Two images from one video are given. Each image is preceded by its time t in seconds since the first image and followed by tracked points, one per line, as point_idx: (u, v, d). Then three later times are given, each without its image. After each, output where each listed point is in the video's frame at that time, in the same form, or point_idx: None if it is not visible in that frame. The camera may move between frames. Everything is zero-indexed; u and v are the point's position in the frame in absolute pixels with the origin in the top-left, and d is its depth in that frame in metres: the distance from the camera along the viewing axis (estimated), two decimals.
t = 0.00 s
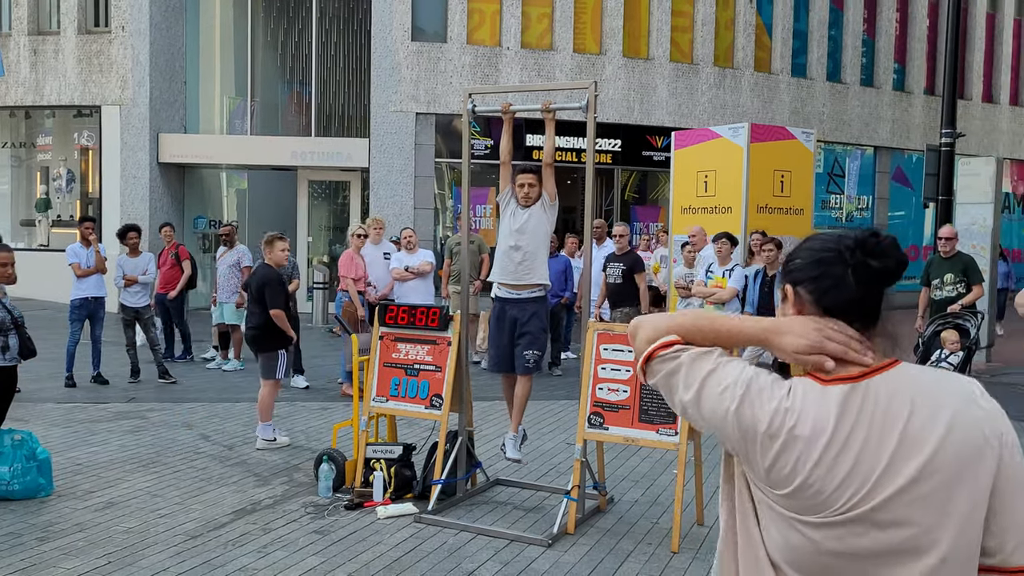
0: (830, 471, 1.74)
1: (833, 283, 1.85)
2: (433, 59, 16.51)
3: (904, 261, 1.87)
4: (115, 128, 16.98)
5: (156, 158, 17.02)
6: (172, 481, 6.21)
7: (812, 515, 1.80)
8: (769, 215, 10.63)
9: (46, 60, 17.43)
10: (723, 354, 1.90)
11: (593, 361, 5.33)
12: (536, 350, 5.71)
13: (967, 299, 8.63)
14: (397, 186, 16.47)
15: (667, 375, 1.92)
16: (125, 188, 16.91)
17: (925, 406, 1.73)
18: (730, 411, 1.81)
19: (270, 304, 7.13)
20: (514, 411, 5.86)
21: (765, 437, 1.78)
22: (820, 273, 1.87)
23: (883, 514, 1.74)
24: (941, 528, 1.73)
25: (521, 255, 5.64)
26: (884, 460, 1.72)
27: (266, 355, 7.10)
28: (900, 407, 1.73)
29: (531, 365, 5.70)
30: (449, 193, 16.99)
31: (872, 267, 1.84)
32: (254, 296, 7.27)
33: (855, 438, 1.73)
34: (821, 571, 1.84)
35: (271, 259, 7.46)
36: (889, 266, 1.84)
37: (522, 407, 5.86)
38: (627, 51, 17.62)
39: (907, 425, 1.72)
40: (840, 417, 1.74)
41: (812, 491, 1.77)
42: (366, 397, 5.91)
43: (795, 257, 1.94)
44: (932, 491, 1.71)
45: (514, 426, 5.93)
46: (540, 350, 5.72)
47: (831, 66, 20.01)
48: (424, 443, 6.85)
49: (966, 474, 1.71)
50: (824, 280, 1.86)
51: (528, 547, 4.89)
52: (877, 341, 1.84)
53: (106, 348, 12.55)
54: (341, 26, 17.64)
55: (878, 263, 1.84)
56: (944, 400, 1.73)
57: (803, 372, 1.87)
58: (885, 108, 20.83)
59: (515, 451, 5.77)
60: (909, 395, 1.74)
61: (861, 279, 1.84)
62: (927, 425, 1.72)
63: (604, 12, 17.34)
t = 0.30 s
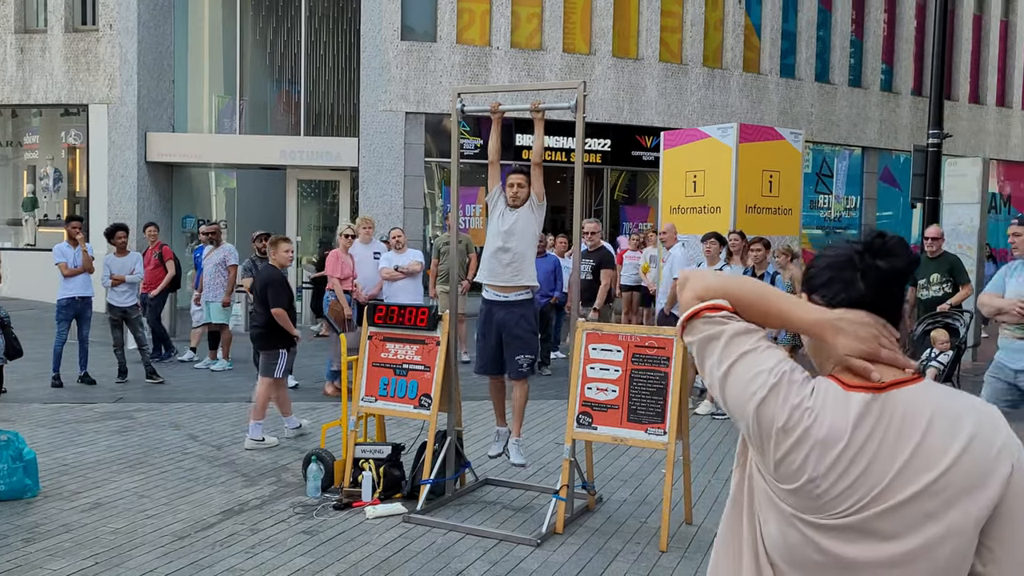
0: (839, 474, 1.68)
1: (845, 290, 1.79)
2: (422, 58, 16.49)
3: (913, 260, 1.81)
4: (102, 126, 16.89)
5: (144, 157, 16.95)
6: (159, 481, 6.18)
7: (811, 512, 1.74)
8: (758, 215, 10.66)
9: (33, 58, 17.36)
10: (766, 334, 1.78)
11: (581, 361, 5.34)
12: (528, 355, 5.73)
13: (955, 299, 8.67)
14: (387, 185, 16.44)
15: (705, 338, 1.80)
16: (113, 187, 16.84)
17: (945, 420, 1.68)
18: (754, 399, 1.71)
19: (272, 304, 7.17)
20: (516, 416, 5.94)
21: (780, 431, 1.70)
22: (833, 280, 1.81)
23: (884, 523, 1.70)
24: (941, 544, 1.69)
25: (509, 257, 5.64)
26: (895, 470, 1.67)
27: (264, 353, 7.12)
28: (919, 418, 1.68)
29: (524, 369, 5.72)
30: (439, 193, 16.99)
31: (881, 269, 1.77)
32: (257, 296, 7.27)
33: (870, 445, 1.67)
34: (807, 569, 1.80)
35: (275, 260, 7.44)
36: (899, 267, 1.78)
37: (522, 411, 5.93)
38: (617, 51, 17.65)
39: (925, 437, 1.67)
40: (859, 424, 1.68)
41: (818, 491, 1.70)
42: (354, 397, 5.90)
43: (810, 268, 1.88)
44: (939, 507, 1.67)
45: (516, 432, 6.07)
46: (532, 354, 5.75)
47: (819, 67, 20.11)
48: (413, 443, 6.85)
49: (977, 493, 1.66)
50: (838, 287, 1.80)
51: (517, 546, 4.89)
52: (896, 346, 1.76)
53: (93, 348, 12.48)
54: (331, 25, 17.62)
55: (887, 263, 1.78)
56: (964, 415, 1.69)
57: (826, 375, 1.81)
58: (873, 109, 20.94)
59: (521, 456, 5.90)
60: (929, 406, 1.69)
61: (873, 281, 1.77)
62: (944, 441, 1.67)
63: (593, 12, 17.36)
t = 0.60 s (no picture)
0: (850, 476, 1.63)
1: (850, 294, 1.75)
2: (412, 58, 16.46)
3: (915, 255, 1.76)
4: (90, 126, 16.78)
5: (132, 156, 16.86)
6: (147, 482, 6.15)
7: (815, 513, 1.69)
8: (747, 214, 10.69)
9: (20, 57, 17.25)
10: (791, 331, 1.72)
11: (571, 360, 5.35)
12: (516, 356, 5.73)
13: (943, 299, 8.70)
14: (377, 185, 16.42)
15: (726, 327, 1.73)
16: (101, 186, 16.73)
17: (956, 424, 1.64)
18: (772, 393, 1.66)
19: (280, 303, 7.28)
20: (513, 415, 5.95)
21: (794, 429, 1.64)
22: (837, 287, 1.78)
23: (887, 527, 1.65)
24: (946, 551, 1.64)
25: (496, 257, 5.63)
26: (905, 473, 1.62)
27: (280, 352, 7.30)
28: (930, 421, 1.64)
29: (513, 369, 5.72)
30: (430, 193, 16.98)
31: (885, 267, 1.73)
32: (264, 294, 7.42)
33: (882, 445, 1.62)
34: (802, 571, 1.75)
35: (278, 258, 7.52)
36: (903, 263, 1.73)
37: (520, 410, 5.95)
38: (607, 51, 17.67)
39: (937, 440, 1.63)
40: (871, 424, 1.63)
41: (825, 491, 1.65)
42: (344, 397, 5.89)
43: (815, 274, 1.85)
44: (944, 514, 1.63)
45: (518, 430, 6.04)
46: (519, 355, 5.75)
47: (808, 67, 20.19)
48: (403, 443, 6.84)
49: (986, 502, 1.63)
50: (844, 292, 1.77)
51: (507, 546, 4.89)
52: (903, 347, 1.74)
53: (81, 348, 12.41)
54: (321, 24, 17.59)
55: (890, 262, 1.73)
56: (977, 422, 1.65)
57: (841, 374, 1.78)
58: (862, 109, 21.04)
59: (523, 457, 5.92)
60: (941, 410, 1.65)
61: (878, 283, 1.74)
62: (956, 444, 1.63)
63: (583, 12, 17.37)
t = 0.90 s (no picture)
0: (860, 470, 1.74)
1: (857, 301, 1.87)
2: (401, 56, 16.42)
3: (921, 273, 1.88)
4: (77, 124, 16.67)
5: (120, 155, 16.79)
6: (135, 482, 6.12)
7: (826, 511, 1.79)
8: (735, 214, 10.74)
9: (8, 55, 17.16)
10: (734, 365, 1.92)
11: (561, 359, 5.35)
12: (507, 354, 5.74)
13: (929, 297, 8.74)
14: (366, 183, 16.38)
15: (696, 398, 1.87)
16: (88, 184, 16.64)
17: (959, 421, 1.76)
18: (761, 411, 1.81)
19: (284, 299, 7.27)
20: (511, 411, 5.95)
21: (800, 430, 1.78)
22: (842, 291, 1.90)
23: (894, 525, 1.75)
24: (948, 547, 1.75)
25: (485, 255, 5.62)
26: (910, 468, 1.73)
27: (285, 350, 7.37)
28: (934, 418, 1.76)
29: (503, 367, 5.73)
30: (419, 192, 16.93)
31: (891, 281, 1.85)
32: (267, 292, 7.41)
33: (891, 441, 1.74)
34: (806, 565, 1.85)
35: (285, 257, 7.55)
36: (908, 279, 1.86)
37: (517, 404, 5.95)
38: (596, 50, 17.68)
39: (942, 436, 1.74)
40: (881, 420, 1.75)
41: (834, 487, 1.76)
42: (333, 396, 5.88)
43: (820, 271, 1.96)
44: (946, 511, 1.73)
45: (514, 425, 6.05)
46: (510, 352, 5.75)
47: (796, 67, 20.28)
48: (392, 442, 6.84)
49: (986, 498, 1.74)
50: (849, 297, 1.88)
51: (496, 544, 4.90)
52: (904, 348, 1.87)
53: (67, 347, 12.32)
54: (309, 23, 17.57)
55: (896, 276, 1.86)
56: (978, 421, 1.77)
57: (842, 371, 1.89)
58: (849, 109, 21.14)
59: (525, 451, 5.89)
60: (945, 408, 1.77)
61: (884, 295, 1.85)
62: (958, 442, 1.74)
63: (572, 11, 17.39)
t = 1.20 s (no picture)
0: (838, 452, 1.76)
1: (847, 304, 1.88)
2: (386, 54, 16.39)
3: (911, 283, 1.91)
4: (58, 121, 16.51)
5: (101, 152, 16.66)
6: (118, 481, 6.08)
7: (804, 498, 1.80)
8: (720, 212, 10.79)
9: None
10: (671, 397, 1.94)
11: (547, 357, 5.35)
12: (493, 352, 5.73)
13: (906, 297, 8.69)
14: (351, 182, 16.34)
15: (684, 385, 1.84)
16: (69, 182, 16.50)
17: (935, 410, 1.80)
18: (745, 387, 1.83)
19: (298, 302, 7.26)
20: (495, 409, 5.98)
21: (777, 403, 1.80)
22: (833, 292, 1.90)
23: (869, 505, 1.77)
24: (927, 536, 1.77)
25: (471, 253, 5.62)
26: (887, 453, 1.76)
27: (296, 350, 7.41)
28: (910, 405, 1.80)
29: (489, 366, 5.72)
30: (403, 190, 16.85)
31: (882, 289, 1.87)
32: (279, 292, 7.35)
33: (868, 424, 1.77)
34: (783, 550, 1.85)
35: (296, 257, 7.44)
36: (898, 289, 1.88)
37: (502, 403, 5.98)
38: (581, 48, 17.71)
39: (918, 423, 1.78)
40: (857, 404, 1.79)
41: (812, 469, 1.78)
42: (319, 394, 5.87)
43: (810, 269, 1.95)
44: (919, 495, 1.76)
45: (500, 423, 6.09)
46: (496, 350, 5.75)
47: (780, 66, 20.39)
48: (378, 440, 6.83)
49: (959, 488, 1.78)
50: (839, 299, 1.89)
51: (483, 542, 4.90)
52: (888, 351, 1.89)
53: (49, 347, 12.21)
54: (293, 20, 17.50)
55: (888, 286, 1.87)
56: (953, 410, 1.81)
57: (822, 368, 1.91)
58: (832, 108, 21.28)
59: (510, 449, 5.91)
60: (921, 397, 1.81)
61: (874, 301, 1.87)
62: (934, 427, 1.78)
63: (557, 10, 17.41)
